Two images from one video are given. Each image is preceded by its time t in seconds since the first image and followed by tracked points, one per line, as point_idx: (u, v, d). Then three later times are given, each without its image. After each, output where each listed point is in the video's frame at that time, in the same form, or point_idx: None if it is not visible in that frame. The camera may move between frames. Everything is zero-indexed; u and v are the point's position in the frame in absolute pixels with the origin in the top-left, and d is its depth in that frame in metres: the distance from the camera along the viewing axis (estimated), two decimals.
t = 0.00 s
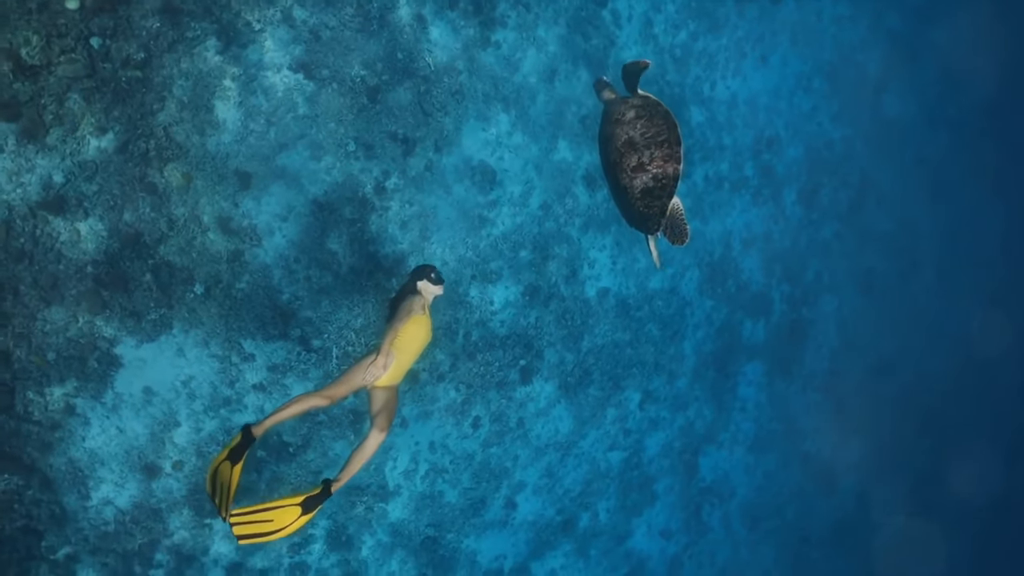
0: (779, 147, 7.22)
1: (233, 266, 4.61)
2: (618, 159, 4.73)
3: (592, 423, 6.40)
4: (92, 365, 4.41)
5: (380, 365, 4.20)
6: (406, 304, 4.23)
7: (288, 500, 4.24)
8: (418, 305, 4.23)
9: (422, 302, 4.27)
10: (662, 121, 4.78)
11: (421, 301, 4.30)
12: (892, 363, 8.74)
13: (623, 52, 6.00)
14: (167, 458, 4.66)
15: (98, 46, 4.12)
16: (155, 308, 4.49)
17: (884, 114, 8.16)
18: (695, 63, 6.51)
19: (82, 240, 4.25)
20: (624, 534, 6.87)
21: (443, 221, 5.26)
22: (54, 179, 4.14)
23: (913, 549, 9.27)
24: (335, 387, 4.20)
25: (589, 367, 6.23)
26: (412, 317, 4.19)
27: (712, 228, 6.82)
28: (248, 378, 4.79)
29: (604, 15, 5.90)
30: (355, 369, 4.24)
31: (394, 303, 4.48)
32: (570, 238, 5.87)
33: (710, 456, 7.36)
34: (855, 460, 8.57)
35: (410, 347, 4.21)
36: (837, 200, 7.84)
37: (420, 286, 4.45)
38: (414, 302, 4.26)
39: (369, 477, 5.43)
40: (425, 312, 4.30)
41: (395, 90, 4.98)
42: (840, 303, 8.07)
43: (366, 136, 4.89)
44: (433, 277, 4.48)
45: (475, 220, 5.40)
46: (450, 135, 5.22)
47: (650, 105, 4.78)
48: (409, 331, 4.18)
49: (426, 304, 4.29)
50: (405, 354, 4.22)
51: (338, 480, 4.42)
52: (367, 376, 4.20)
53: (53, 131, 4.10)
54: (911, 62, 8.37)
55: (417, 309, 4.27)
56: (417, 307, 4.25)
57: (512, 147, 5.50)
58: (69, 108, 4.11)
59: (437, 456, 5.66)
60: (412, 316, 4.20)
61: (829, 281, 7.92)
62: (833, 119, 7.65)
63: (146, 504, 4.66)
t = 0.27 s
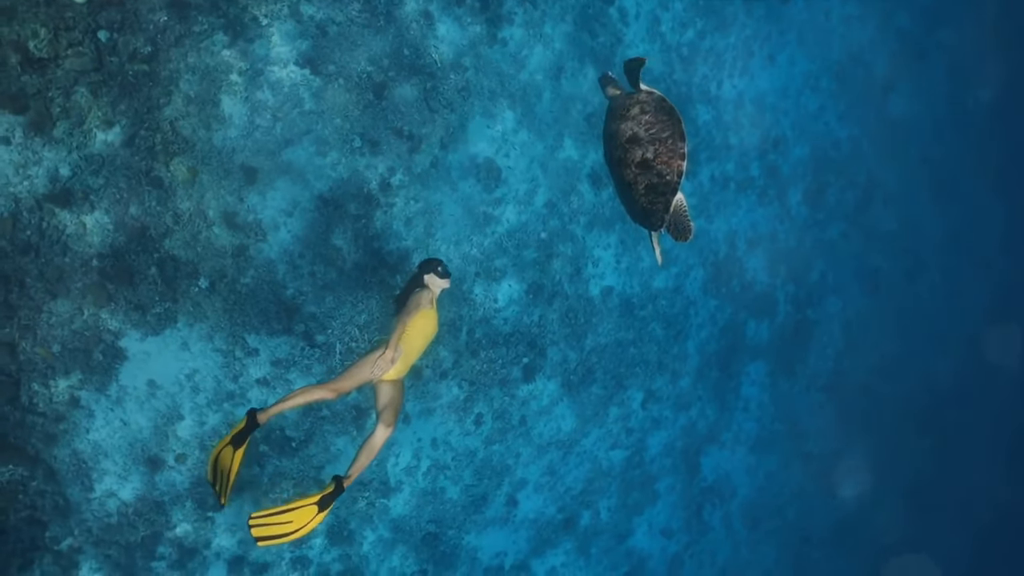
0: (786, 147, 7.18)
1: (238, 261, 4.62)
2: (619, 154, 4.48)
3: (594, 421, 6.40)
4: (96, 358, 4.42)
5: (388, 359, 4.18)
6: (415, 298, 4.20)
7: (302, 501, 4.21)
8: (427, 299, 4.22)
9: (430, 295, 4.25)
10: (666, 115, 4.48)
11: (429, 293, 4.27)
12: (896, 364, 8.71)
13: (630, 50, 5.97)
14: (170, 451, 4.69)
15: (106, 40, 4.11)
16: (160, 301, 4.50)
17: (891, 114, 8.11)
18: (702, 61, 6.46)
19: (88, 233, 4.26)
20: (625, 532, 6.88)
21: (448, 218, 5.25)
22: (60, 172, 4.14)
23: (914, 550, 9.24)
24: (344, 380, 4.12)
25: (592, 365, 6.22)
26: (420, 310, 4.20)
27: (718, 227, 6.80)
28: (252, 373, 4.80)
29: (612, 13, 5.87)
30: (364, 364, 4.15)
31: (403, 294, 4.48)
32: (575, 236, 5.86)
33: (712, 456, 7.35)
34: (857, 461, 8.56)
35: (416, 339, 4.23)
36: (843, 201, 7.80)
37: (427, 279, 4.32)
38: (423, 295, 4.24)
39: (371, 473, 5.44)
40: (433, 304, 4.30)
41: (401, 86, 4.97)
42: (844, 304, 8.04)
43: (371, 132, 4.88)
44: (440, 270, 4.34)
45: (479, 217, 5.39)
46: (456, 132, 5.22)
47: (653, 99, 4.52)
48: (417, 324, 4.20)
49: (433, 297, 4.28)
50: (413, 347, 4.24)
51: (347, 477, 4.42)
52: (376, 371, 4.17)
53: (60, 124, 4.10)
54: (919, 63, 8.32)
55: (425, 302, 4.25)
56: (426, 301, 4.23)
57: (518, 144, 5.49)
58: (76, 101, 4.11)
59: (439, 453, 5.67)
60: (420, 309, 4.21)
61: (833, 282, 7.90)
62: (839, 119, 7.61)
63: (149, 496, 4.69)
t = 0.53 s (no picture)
0: (793, 153, 7.15)
1: (243, 256, 4.63)
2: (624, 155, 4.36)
3: (595, 423, 6.39)
4: (100, 350, 4.44)
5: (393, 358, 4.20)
6: (422, 295, 4.08)
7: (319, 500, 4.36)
8: (434, 296, 4.10)
9: (437, 292, 4.13)
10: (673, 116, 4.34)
11: (436, 289, 4.15)
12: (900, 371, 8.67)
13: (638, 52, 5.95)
14: (172, 445, 4.71)
15: (116, 33, 4.11)
16: (164, 295, 4.51)
17: (900, 121, 8.08)
18: (711, 65, 6.43)
19: (94, 225, 4.27)
20: (624, 535, 6.87)
21: (453, 217, 5.25)
22: (68, 164, 4.15)
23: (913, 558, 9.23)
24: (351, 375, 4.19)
25: (594, 368, 6.21)
26: (427, 308, 4.10)
27: (723, 232, 6.77)
28: (254, 368, 4.80)
29: (621, 14, 5.85)
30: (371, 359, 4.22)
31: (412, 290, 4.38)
32: (579, 238, 5.85)
33: (712, 460, 7.34)
34: (858, 468, 8.53)
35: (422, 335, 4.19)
36: (850, 208, 7.77)
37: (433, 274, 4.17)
38: (430, 292, 4.11)
39: (370, 471, 5.45)
40: (440, 301, 4.17)
41: (409, 85, 4.97)
42: (849, 311, 8.01)
43: (378, 130, 4.89)
44: (447, 266, 4.16)
45: (484, 217, 5.39)
46: (462, 132, 5.21)
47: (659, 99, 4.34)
48: (423, 321, 4.13)
49: (441, 294, 4.15)
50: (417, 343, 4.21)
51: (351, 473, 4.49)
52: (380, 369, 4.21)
53: (68, 117, 4.11)
54: (930, 70, 8.29)
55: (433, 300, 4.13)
56: (433, 298, 4.11)
57: (525, 144, 5.48)
58: (85, 94, 4.11)
59: (439, 452, 5.67)
60: (427, 307, 4.11)
61: (838, 289, 7.86)
62: (848, 125, 7.58)
63: (149, 489, 4.72)
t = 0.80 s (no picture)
0: (797, 168, 7.15)
1: (244, 256, 4.62)
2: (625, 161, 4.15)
3: (591, 433, 6.37)
4: (98, 345, 4.43)
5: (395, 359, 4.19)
6: (426, 297, 4.09)
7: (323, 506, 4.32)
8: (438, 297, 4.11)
9: (442, 293, 4.12)
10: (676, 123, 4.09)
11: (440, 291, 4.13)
12: (899, 389, 8.65)
13: (645, 63, 5.95)
14: (166, 442, 4.70)
15: (125, 30, 4.11)
16: (164, 292, 4.50)
17: (904, 139, 8.10)
18: (718, 78, 6.43)
19: (96, 220, 4.27)
20: (617, 546, 6.85)
21: (455, 222, 5.25)
22: (73, 158, 4.15)
23: None
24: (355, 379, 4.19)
25: (592, 377, 6.20)
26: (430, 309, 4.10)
27: (725, 244, 6.77)
28: (251, 368, 4.80)
29: (629, 25, 5.85)
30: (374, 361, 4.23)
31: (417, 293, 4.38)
32: (581, 247, 5.84)
33: (707, 473, 7.31)
34: (855, 484, 8.51)
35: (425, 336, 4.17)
36: (852, 224, 7.77)
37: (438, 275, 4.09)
38: (433, 293, 4.11)
39: (364, 475, 5.42)
40: (444, 302, 4.16)
41: (416, 89, 4.98)
42: (848, 327, 8.00)
43: (383, 133, 4.89)
44: (450, 267, 4.09)
45: (486, 223, 5.39)
46: (467, 137, 5.22)
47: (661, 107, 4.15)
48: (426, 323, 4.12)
49: (445, 295, 4.14)
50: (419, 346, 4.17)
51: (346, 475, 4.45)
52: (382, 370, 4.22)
53: (74, 111, 4.11)
54: (935, 89, 8.31)
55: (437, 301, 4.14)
56: (436, 300, 4.12)
57: (529, 152, 5.48)
58: (92, 89, 4.12)
59: (434, 457, 5.65)
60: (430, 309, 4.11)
61: (838, 305, 7.86)
62: (851, 142, 7.59)
63: (142, 486, 4.71)
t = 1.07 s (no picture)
0: (799, 187, 7.16)
1: (244, 259, 4.62)
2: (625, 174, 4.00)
3: (586, 447, 6.34)
4: (94, 345, 4.41)
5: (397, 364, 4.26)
6: (428, 302, 4.23)
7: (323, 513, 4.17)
8: (439, 302, 4.23)
9: (443, 299, 4.26)
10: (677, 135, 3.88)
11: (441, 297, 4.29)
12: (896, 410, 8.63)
13: (650, 78, 5.97)
14: (159, 445, 4.68)
15: (133, 31, 4.12)
16: (162, 294, 4.49)
17: (906, 162, 8.13)
18: (722, 95, 6.46)
19: (97, 220, 4.26)
20: (609, 561, 6.80)
21: (456, 232, 5.25)
22: (76, 158, 4.15)
23: None
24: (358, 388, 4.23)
25: (588, 391, 6.18)
26: (431, 315, 4.19)
27: (724, 261, 6.77)
28: (247, 372, 4.79)
29: (635, 40, 5.88)
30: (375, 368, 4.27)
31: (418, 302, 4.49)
32: (581, 260, 5.84)
33: (702, 490, 7.27)
34: (850, 506, 8.47)
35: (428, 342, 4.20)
36: (852, 245, 7.78)
37: (440, 282, 4.32)
38: (435, 299, 4.25)
39: (357, 483, 5.39)
40: (445, 308, 4.29)
41: (421, 98, 4.99)
42: (847, 347, 7.99)
43: (387, 141, 4.90)
44: (453, 274, 4.34)
45: (487, 233, 5.39)
46: (470, 148, 5.23)
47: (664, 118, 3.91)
48: (429, 327, 4.19)
49: (446, 301, 4.28)
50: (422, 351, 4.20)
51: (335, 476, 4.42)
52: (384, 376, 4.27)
53: (79, 111, 4.12)
54: (938, 113, 8.35)
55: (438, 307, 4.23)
56: (438, 305, 4.22)
57: (531, 163, 5.50)
58: (98, 89, 4.12)
59: (427, 467, 5.61)
60: (432, 313, 4.19)
61: (837, 325, 7.85)
62: (853, 163, 7.62)
63: (133, 489, 4.68)
